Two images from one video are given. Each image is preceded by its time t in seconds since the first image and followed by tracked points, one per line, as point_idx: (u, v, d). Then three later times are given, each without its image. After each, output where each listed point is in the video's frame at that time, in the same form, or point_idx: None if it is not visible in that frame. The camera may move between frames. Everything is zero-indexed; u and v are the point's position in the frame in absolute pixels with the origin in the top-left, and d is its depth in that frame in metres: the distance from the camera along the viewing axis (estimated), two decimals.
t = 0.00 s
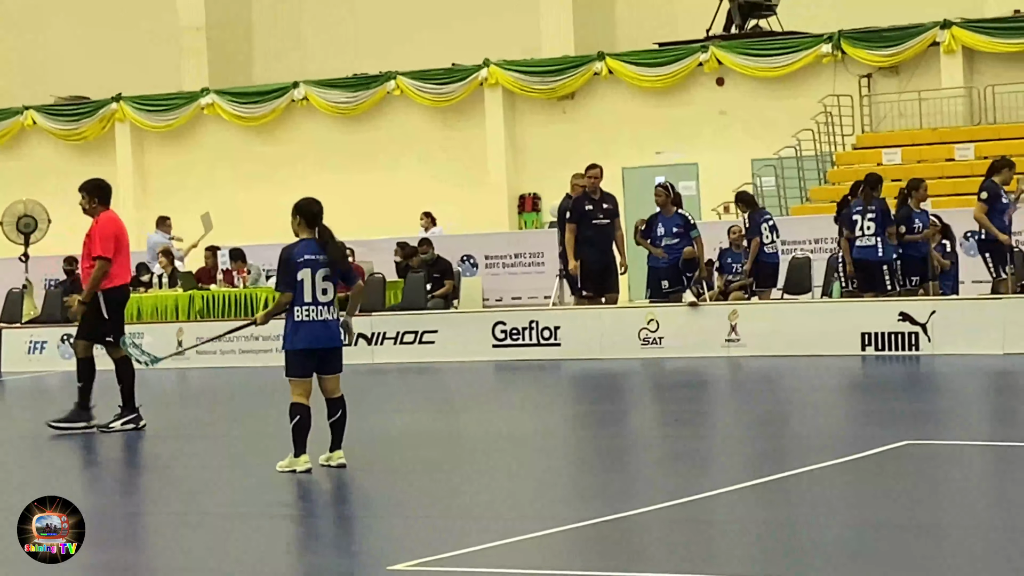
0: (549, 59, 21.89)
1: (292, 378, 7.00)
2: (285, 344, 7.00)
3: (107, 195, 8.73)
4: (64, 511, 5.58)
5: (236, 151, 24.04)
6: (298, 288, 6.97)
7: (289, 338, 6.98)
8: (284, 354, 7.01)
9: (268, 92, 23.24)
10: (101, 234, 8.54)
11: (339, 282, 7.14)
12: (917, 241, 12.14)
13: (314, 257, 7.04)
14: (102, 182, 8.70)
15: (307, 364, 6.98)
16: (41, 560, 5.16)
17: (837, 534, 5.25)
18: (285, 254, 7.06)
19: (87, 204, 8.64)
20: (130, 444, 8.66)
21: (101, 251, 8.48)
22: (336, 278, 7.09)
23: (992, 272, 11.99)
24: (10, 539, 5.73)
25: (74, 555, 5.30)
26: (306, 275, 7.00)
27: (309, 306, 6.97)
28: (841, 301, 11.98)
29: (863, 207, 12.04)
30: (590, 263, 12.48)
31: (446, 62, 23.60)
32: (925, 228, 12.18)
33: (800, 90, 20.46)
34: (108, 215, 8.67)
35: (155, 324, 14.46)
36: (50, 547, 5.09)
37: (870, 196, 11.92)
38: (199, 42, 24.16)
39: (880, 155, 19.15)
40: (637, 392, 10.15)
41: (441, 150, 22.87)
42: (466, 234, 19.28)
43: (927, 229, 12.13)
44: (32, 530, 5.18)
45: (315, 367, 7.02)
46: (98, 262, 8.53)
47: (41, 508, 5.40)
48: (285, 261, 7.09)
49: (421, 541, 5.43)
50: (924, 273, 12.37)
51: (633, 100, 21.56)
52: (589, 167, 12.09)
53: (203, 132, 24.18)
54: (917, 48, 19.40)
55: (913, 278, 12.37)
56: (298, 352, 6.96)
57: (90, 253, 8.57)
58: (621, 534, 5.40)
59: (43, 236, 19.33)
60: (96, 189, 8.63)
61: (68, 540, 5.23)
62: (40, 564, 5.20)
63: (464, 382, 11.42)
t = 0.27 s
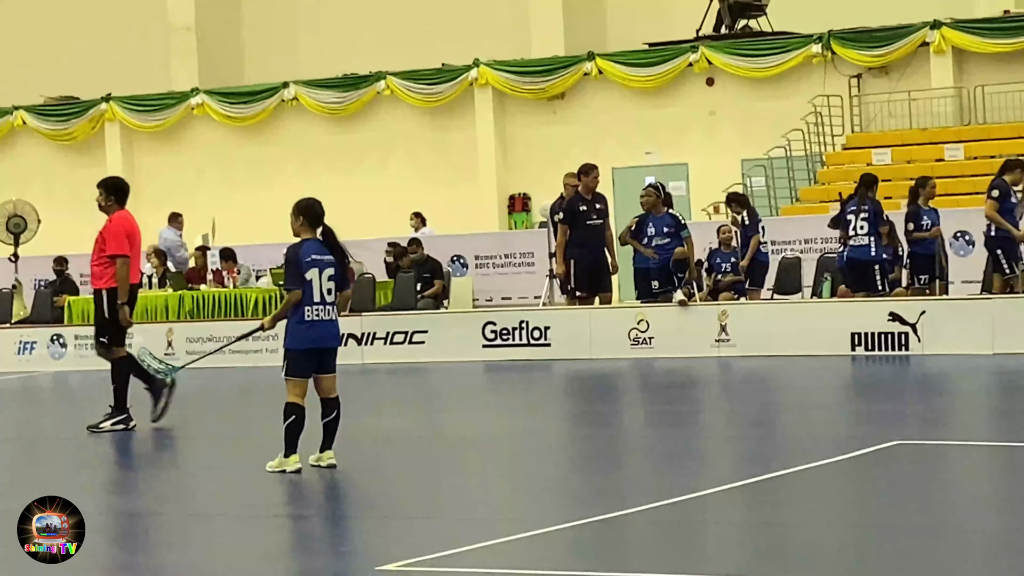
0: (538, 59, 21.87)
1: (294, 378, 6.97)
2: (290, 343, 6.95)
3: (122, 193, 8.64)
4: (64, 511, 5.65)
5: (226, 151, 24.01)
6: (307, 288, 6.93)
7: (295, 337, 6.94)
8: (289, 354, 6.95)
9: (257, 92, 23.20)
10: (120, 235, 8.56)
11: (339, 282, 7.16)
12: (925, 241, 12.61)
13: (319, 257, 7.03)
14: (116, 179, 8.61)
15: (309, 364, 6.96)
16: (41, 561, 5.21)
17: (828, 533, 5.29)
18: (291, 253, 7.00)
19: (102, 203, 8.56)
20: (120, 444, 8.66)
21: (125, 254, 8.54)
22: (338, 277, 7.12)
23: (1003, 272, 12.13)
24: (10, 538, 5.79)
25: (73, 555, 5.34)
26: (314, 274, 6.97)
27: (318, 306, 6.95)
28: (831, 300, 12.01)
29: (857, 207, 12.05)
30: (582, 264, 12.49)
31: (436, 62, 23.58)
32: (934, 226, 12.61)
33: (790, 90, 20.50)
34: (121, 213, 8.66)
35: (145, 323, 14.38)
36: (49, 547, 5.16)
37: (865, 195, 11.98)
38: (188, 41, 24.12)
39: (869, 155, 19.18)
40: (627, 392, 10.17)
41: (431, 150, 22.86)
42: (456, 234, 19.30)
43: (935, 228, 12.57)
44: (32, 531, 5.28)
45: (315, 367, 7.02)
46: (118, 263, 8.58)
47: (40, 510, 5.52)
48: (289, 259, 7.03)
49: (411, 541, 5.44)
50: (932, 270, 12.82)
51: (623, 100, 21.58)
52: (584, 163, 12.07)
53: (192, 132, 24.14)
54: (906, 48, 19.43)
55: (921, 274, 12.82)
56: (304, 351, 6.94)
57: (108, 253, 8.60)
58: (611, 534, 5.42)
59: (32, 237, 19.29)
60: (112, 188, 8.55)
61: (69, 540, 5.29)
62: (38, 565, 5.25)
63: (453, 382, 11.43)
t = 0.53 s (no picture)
0: (533, 59, 21.87)
1: (298, 377, 6.96)
2: (297, 343, 6.94)
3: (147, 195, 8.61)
4: (63, 511, 5.65)
5: (220, 151, 23.99)
6: (318, 287, 6.93)
7: (304, 337, 6.92)
8: (296, 353, 6.93)
9: (251, 92, 23.18)
10: (136, 233, 8.47)
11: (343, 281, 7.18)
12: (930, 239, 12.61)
13: (328, 257, 7.04)
14: (141, 179, 8.60)
15: (314, 363, 6.95)
16: (41, 561, 5.22)
17: (823, 533, 5.30)
18: (301, 252, 6.98)
19: (126, 201, 8.56)
20: (114, 445, 8.65)
21: (137, 250, 8.40)
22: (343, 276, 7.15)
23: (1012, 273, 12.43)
24: (8, 538, 5.80)
25: (74, 556, 5.34)
26: (324, 274, 6.98)
27: (328, 305, 6.96)
28: (826, 300, 12.03)
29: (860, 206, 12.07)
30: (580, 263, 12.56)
31: (431, 61, 23.57)
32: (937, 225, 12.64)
33: (784, 90, 20.51)
34: (145, 214, 8.60)
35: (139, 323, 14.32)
36: (49, 547, 5.18)
37: (868, 196, 11.91)
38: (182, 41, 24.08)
39: (863, 155, 19.21)
40: (621, 392, 10.18)
41: (426, 150, 22.86)
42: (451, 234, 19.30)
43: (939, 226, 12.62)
44: (33, 531, 5.31)
45: (319, 366, 6.99)
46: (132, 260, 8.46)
47: (41, 511, 5.56)
48: (298, 258, 7.01)
49: (406, 541, 5.44)
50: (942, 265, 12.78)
51: (618, 100, 21.59)
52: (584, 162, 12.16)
53: (187, 132, 24.12)
54: (901, 48, 19.44)
55: (932, 271, 12.76)
56: (312, 350, 6.94)
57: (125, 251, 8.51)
58: (608, 534, 5.42)
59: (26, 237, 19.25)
60: (135, 186, 8.55)
61: (69, 540, 5.30)
62: (37, 565, 5.26)
63: (448, 382, 11.44)
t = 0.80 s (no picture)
0: (530, 59, 21.87)
1: (312, 381, 6.92)
2: (310, 348, 6.86)
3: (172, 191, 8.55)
4: (63, 510, 5.64)
5: (218, 151, 23.98)
6: (326, 291, 6.82)
7: (316, 342, 6.85)
8: (309, 358, 6.88)
9: (249, 92, 23.17)
10: (158, 229, 8.38)
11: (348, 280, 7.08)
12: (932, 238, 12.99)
13: (335, 258, 6.91)
14: (167, 177, 8.54)
15: (328, 368, 6.90)
16: (41, 561, 5.20)
17: (822, 532, 5.30)
18: (306, 255, 6.85)
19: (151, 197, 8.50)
20: (111, 445, 8.64)
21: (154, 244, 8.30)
22: (350, 276, 7.02)
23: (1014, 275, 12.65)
24: (7, 538, 5.78)
25: (74, 556, 5.32)
26: (332, 276, 6.85)
27: (337, 308, 6.86)
28: (823, 301, 12.04)
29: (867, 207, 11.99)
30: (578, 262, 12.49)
31: (428, 61, 23.57)
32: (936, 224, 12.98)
33: (782, 90, 20.53)
34: (169, 211, 8.51)
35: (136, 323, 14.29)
36: (49, 547, 5.16)
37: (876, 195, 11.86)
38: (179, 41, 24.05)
39: (860, 155, 19.22)
40: (618, 392, 10.20)
41: (423, 150, 22.86)
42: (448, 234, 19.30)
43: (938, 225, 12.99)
44: (32, 530, 5.28)
45: (333, 370, 6.94)
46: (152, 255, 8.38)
47: (41, 511, 5.53)
48: (303, 261, 6.86)
49: (404, 541, 5.43)
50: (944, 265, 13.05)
51: (615, 99, 21.59)
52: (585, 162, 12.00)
53: (184, 132, 24.11)
54: (898, 48, 19.45)
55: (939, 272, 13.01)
56: (325, 354, 6.87)
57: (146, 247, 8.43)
58: (607, 534, 5.42)
59: (23, 236, 19.22)
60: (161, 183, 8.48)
61: (69, 540, 5.27)
62: (37, 565, 5.24)
63: (446, 382, 11.45)
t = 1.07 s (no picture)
0: (529, 59, 21.86)
1: (339, 379, 6.88)
2: (332, 347, 6.80)
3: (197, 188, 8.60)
4: (64, 511, 5.65)
5: (217, 151, 23.99)
6: (344, 289, 6.76)
7: (338, 340, 6.79)
8: (334, 357, 6.83)
9: (248, 92, 23.18)
10: (183, 226, 8.44)
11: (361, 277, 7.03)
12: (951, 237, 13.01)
13: (348, 256, 6.85)
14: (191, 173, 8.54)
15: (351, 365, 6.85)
16: (41, 561, 5.22)
17: (820, 532, 5.31)
18: (319, 256, 6.75)
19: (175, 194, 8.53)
20: (110, 445, 8.63)
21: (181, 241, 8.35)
22: (363, 273, 6.98)
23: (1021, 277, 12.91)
24: (7, 538, 5.80)
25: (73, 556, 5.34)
26: (348, 274, 6.79)
27: (356, 305, 6.82)
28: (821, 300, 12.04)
29: (878, 206, 11.99)
30: (581, 263, 12.45)
31: (428, 61, 23.57)
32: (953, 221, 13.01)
33: (781, 90, 20.53)
34: (194, 207, 8.56)
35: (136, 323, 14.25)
36: (49, 547, 5.18)
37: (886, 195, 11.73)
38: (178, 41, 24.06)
39: (860, 155, 19.21)
40: (617, 392, 10.20)
41: (423, 150, 22.87)
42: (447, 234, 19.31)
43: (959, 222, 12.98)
44: (33, 531, 5.33)
45: (355, 366, 6.89)
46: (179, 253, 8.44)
47: (42, 511, 5.58)
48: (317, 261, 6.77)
49: (403, 541, 5.44)
50: (957, 265, 13.16)
51: (615, 99, 21.59)
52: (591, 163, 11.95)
53: (183, 132, 24.11)
54: (898, 48, 19.46)
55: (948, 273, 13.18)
56: (348, 352, 6.83)
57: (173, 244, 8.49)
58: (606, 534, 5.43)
59: (23, 236, 19.23)
60: (185, 180, 8.50)
61: (69, 540, 5.30)
62: (37, 565, 5.25)
63: (446, 382, 11.45)
